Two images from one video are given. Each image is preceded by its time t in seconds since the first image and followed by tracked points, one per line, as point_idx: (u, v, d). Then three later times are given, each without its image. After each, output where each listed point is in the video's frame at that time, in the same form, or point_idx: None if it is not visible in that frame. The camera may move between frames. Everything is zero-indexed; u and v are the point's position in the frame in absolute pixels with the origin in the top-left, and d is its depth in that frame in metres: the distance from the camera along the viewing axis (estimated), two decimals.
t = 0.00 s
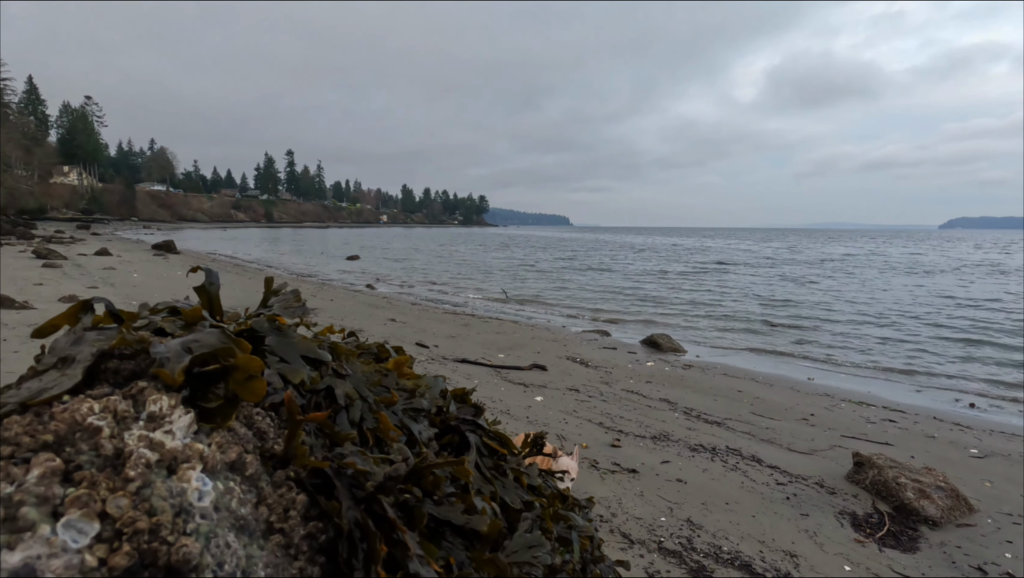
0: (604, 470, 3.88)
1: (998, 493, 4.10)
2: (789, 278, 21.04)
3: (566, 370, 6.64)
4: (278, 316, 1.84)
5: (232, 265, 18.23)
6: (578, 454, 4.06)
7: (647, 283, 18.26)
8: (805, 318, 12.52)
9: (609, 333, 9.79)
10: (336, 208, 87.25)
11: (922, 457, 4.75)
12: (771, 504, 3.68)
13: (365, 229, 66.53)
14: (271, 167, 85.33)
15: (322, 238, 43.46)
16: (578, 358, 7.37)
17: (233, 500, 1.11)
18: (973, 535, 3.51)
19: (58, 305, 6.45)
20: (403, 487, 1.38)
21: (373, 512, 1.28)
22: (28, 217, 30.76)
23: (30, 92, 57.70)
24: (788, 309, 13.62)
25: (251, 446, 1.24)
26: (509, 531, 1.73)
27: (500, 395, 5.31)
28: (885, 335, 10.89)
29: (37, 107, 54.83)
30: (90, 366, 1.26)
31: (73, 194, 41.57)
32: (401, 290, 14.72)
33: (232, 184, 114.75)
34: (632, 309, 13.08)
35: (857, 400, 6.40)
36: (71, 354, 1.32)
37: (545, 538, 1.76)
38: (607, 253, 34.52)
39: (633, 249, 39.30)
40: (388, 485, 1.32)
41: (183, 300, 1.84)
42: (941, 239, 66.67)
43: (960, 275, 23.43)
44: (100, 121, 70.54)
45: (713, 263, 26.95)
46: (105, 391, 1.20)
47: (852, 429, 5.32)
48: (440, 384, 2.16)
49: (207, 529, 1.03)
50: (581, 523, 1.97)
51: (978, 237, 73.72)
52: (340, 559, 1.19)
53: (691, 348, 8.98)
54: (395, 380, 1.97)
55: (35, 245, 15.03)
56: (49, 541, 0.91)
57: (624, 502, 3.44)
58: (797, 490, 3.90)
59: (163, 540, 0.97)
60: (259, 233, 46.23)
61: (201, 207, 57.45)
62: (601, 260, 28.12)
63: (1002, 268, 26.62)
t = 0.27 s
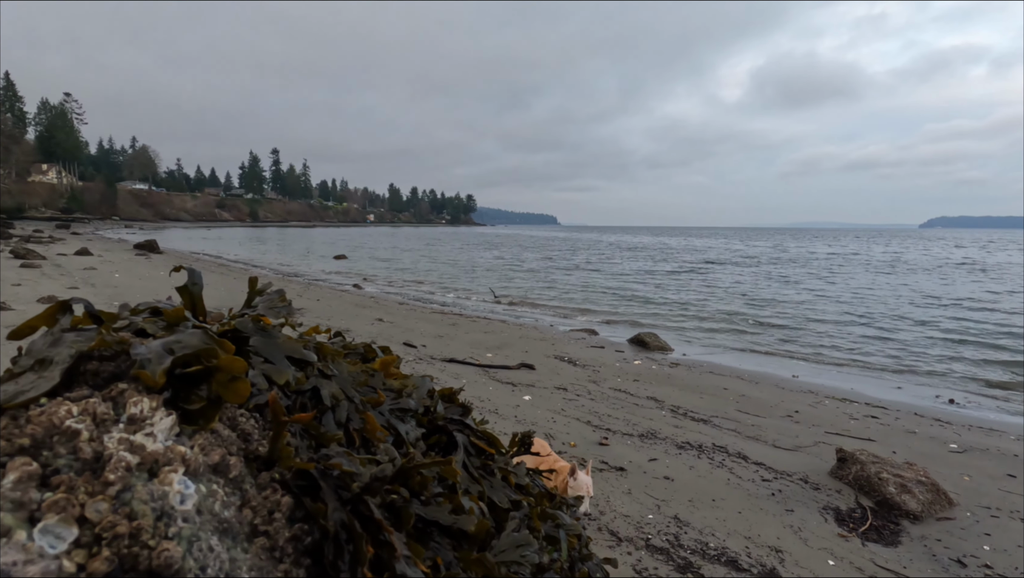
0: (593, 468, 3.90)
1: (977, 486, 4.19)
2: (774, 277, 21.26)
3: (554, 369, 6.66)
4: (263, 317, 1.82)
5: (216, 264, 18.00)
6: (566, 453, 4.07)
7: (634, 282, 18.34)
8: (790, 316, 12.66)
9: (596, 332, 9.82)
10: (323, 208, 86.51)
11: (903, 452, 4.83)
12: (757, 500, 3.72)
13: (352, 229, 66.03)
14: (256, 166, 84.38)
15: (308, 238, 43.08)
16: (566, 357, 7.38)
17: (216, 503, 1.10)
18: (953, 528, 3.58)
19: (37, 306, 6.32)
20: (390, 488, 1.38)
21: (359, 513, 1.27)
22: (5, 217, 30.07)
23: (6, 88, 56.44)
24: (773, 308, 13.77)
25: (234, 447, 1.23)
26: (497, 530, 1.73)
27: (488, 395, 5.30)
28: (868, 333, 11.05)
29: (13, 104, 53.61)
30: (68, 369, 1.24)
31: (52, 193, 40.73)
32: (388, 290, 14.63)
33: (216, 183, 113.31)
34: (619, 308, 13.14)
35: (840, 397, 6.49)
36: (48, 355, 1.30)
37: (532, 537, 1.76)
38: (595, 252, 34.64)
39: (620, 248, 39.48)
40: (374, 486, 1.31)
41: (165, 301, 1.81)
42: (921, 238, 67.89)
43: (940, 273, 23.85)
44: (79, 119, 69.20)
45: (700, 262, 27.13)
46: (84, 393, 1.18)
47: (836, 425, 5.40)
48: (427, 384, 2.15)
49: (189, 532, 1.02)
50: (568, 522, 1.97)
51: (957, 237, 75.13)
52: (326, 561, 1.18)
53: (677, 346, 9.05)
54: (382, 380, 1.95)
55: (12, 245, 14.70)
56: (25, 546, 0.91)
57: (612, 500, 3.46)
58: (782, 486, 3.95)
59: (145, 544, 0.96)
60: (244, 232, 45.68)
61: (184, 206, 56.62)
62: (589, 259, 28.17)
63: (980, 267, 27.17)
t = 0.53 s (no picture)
0: (581, 467, 3.91)
1: (957, 481, 4.27)
2: (760, 276, 21.47)
3: (542, 368, 6.67)
4: (247, 317, 1.80)
5: (201, 264, 17.79)
6: (554, 452, 4.09)
7: (623, 281, 18.41)
8: (776, 314, 12.80)
9: (585, 331, 9.85)
10: (309, 207, 85.83)
11: (886, 448, 4.91)
12: (743, 497, 3.75)
13: (339, 228, 65.56)
14: (241, 164, 83.52)
15: (295, 237, 42.75)
16: (554, 356, 7.40)
17: (197, 506, 1.09)
18: (934, 522, 3.64)
19: (16, 307, 6.20)
20: (376, 488, 1.37)
21: (344, 514, 1.26)
22: None
23: None
24: (760, 306, 13.90)
25: (216, 449, 1.22)
26: (484, 529, 1.73)
27: (477, 394, 5.31)
28: (852, 331, 11.20)
29: None
30: (45, 370, 1.22)
31: (31, 192, 39.96)
32: (376, 289, 14.56)
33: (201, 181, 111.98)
34: (607, 306, 13.20)
35: (825, 394, 6.58)
36: (25, 357, 1.28)
37: (520, 536, 1.76)
38: (583, 251, 34.78)
39: (608, 247, 39.57)
40: (359, 487, 1.30)
41: (147, 301, 1.79)
42: (904, 237, 68.98)
43: (922, 272, 24.26)
44: (59, 116, 67.95)
45: (688, 261, 27.29)
46: (62, 396, 1.16)
47: (821, 422, 5.47)
48: (414, 384, 2.14)
49: (170, 536, 1.00)
50: (556, 521, 1.98)
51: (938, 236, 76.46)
52: (310, 563, 1.16)
53: (665, 344, 9.10)
54: (368, 380, 1.94)
55: None
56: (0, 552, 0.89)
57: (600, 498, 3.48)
58: (768, 482, 3.99)
59: (123, 548, 0.95)
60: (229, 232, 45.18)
61: (168, 205, 55.85)
62: (577, 258, 28.26)
63: (961, 265, 27.67)
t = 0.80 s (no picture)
0: (570, 465, 3.93)
1: (939, 476, 4.34)
2: (748, 274, 21.66)
3: (532, 367, 6.68)
4: (232, 317, 1.79)
5: (187, 263, 17.59)
6: (544, 451, 4.10)
7: (612, 280, 18.49)
8: (762, 312, 12.93)
9: (574, 330, 9.87)
10: (297, 206, 85.16)
11: (871, 444, 4.98)
12: (731, 494, 3.79)
13: (327, 227, 65.11)
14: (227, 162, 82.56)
15: (282, 236, 42.37)
16: (543, 355, 7.42)
17: (181, 508, 1.08)
18: (917, 516, 3.70)
19: None
20: (363, 489, 1.36)
21: (330, 515, 1.25)
22: None
23: None
24: (747, 304, 14.02)
25: (200, 451, 1.21)
26: (472, 529, 1.72)
27: (466, 393, 5.30)
28: (837, 328, 11.35)
29: None
30: (24, 371, 1.20)
31: (11, 190, 39.22)
32: (364, 289, 14.49)
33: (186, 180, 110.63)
34: (596, 305, 13.25)
35: (811, 391, 6.66)
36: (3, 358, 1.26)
37: (509, 536, 1.76)
38: (572, 249, 34.84)
39: (597, 246, 39.71)
40: (345, 488, 1.30)
41: (129, 301, 1.76)
42: (888, 236, 69.91)
43: (906, 270, 24.63)
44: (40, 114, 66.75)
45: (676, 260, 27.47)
46: (40, 398, 1.14)
47: (806, 418, 5.54)
48: (402, 383, 2.13)
49: (152, 539, 0.99)
50: (544, 519, 1.98)
51: (920, 235, 77.79)
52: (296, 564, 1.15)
53: (654, 343, 9.16)
54: (356, 380, 1.93)
55: None
56: None
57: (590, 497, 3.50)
58: (755, 479, 4.03)
59: (103, 552, 0.94)
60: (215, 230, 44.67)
61: (152, 204, 55.11)
62: (567, 257, 28.32)
63: (944, 264, 28.11)
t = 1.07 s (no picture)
0: (560, 463, 3.94)
1: (922, 470, 4.41)
2: (735, 273, 21.84)
3: (522, 365, 6.69)
4: (217, 316, 1.76)
5: (171, 262, 17.35)
6: (534, 449, 4.11)
7: (600, 278, 18.56)
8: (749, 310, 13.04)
9: (564, 328, 9.89)
10: (284, 204, 84.45)
11: (856, 440, 5.05)
12: (719, 490, 3.82)
13: (315, 225, 64.64)
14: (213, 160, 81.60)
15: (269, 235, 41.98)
16: (533, 353, 7.42)
17: (164, 510, 1.07)
18: (901, 510, 3.76)
19: None
20: (351, 489, 1.35)
21: (317, 516, 1.24)
22: None
23: None
24: (734, 303, 14.14)
25: (184, 453, 1.20)
26: (462, 528, 1.72)
27: (456, 392, 5.29)
28: (822, 326, 11.48)
29: None
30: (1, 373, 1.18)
31: None
32: (353, 288, 14.40)
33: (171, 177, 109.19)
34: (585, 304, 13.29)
35: (797, 388, 6.73)
36: None
37: (498, 534, 1.76)
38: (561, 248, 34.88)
39: (586, 245, 39.83)
40: (333, 488, 1.29)
41: (110, 301, 1.74)
42: (873, 235, 70.84)
43: (890, 268, 24.98)
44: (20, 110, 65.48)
45: (664, 259, 27.63)
46: (18, 400, 1.12)
47: (793, 415, 5.60)
48: (391, 383, 2.12)
49: (134, 542, 0.98)
50: (534, 517, 1.98)
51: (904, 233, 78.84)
52: (282, 567, 1.14)
53: (643, 341, 9.20)
54: (343, 380, 1.92)
55: None
56: None
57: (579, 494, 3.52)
58: (743, 475, 4.07)
59: (83, 556, 0.93)
60: (200, 229, 44.13)
61: (136, 203, 54.33)
62: (555, 256, 28.36)
63: (927, 262, 28.54)
